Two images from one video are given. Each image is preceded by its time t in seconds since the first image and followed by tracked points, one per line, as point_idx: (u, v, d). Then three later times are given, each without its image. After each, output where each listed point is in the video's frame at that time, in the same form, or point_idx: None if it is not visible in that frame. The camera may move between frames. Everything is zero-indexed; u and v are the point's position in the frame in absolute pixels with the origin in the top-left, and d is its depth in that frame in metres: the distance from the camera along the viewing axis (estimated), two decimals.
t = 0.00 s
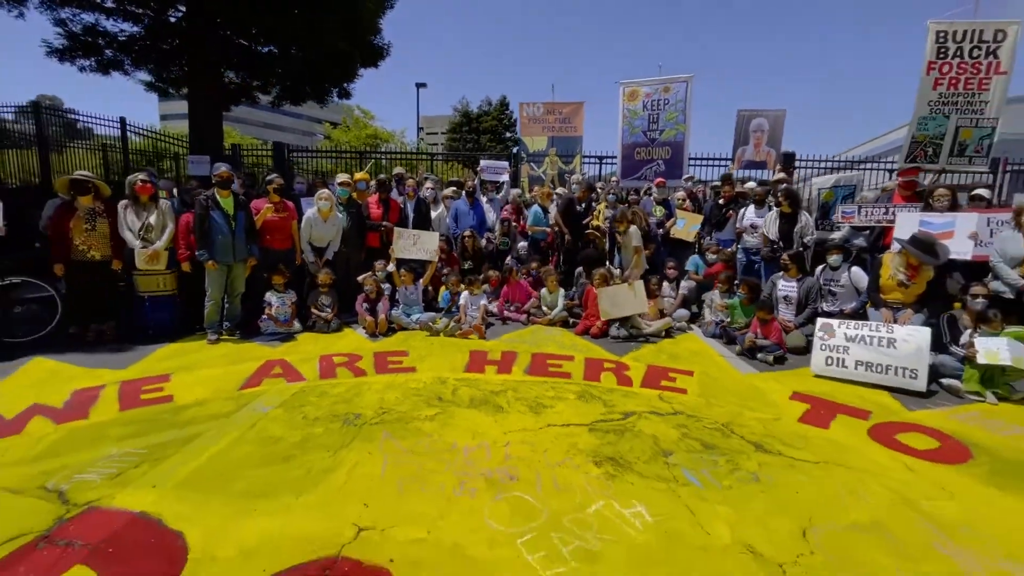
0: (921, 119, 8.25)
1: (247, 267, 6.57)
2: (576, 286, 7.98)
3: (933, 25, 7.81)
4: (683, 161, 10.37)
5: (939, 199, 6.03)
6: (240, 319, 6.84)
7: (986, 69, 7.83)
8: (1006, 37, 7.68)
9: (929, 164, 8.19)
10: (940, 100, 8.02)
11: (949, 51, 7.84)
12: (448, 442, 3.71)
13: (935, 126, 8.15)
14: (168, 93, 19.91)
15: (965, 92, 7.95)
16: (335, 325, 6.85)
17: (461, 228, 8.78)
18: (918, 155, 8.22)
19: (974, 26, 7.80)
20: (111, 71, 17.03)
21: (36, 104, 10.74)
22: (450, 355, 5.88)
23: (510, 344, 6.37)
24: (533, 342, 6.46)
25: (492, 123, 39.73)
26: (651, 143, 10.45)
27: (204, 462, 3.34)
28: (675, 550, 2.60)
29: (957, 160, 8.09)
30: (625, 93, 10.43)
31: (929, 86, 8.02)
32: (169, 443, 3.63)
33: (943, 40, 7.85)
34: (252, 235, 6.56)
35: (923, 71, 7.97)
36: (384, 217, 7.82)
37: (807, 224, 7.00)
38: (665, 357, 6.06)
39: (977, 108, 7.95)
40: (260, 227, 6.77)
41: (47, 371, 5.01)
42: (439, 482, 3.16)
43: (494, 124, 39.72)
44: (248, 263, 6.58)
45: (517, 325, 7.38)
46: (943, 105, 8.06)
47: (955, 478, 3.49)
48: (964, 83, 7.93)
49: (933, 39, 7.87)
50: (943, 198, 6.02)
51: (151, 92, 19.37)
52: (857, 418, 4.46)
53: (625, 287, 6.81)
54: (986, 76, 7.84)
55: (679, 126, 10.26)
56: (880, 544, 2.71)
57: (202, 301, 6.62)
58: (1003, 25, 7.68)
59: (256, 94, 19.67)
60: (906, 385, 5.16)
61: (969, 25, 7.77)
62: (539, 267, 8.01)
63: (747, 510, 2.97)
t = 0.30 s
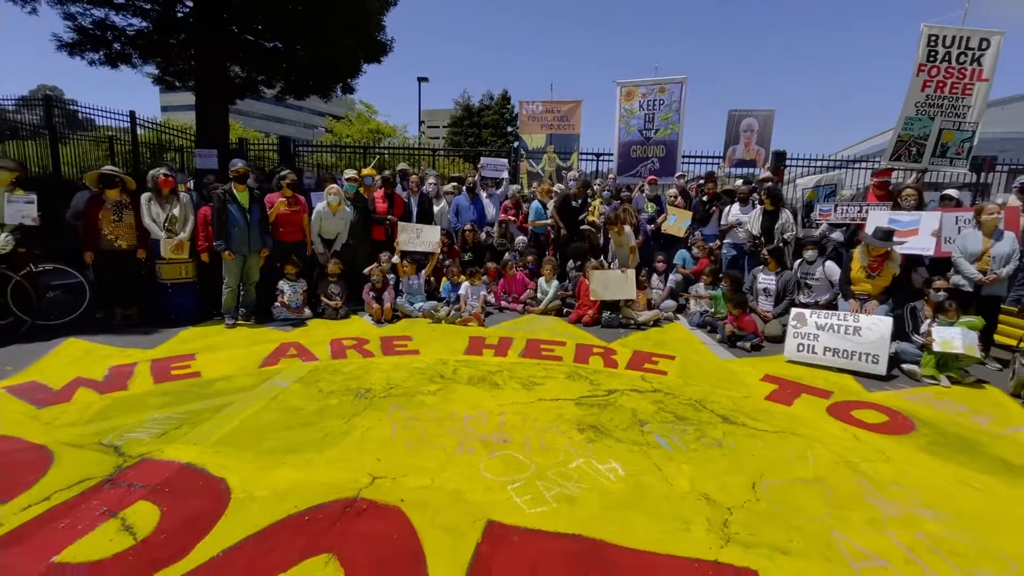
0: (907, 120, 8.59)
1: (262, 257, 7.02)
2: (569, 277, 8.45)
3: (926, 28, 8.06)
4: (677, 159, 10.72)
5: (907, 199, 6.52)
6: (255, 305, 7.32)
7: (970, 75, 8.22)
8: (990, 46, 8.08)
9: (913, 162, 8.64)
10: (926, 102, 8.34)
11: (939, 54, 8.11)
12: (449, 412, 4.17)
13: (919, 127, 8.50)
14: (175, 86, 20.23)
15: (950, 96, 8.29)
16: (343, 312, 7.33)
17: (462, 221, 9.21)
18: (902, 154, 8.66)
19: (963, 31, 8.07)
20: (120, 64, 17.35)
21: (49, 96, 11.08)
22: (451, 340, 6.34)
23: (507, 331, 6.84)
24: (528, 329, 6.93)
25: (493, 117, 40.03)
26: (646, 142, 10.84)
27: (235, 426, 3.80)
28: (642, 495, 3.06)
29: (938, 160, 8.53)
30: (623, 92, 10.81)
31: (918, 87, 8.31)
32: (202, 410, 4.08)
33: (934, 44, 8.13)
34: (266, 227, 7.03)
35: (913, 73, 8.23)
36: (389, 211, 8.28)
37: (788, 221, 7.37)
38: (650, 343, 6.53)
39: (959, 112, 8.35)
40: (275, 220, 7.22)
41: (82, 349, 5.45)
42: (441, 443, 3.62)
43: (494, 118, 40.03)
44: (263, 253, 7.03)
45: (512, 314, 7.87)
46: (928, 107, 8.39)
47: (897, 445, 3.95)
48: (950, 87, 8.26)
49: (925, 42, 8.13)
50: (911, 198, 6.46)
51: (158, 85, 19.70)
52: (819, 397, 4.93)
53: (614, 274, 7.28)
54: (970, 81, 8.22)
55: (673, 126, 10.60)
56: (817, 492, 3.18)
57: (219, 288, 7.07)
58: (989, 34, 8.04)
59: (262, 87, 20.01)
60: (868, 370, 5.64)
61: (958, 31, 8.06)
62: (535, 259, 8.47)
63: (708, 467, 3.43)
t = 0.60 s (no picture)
0: (888, 124, 9.06)
1: (277, 247, 7.51)
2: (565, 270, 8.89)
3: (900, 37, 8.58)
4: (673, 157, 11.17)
5: (882, 199, 6.98)
6: (271, 293, 7.81)
7: (946, 79, 8.61)
8: (964, 51, 8.46)
9: (895, 165, 9.11)
10: (904, 107, 8.83)
11: (912, 62, 8.65)
12: (451, 386, 4.66)
13: (900, 131, 8.96)
14: (186, 83, 20.71)
15: (926, 100, 8.72)
16: (353, 301, 7.83)
17: (465, 216, 9.68)
18: (885, 158, 9.15)
19: (936, 39, 8.54)
20: (132, 61, 17.82)
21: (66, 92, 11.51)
22: (453, 326, 6.82)
23: (506, 319, 7.32)
24: (526, 317, 7.40)
25: (498, 113, 40.40)
26: (643, 141, 11.23)
27: (262, 394, 4.29)
28: (617, 452, 3.53)
29: (921, 161, 8.91)
30: (620, 94, 11.23)
31: (895, 93, 8.82)
32: (231, 382, 4.57)
33: (909, 52, 8.62)
34: (280, 220, 7.49)
35: (889, 80, 8.76)
36: (396, 206, 8.72)
37: (774, 218, 7.75)
38: (639, 331, 7.00)
39: (938, 114, 8.72)
40: (289, 213, 7.71)
41: (116, 330, 5.95)
42: (444, 410, 4.10)
43: (498, 114, 40.40)
44: (277, 244, 7.52)
45: (512, 304, 8.36)
46: (907, 112, 8.87)
47: (852, 419, 4.42)
48: (926, 92, 8.71)
49: (899, 51, 8.64)
50: (884, 197, 6.95)
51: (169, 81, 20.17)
52: (790, 379, 5.39)
53: (608, 262, 7.76)
54: (946, 85, 8.61)
55: (669, 126, 11.02)
56: (771, 453, 3.64)
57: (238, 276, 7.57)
58: (962, 39, 8.44)
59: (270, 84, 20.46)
60: (838, 356, 6.11)
61: (932, 38, 8.52)
62: (533, 253, 8.93)
63: (679, 432, 3.90)
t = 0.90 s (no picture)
0: (874, 130, 9.54)
1: (296, 242, 8.03)
2: (566, 265, 9.41)
3: (878, 49, 9.13)
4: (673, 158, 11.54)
5: (864, 200, 7.40)
6: (290, 286, 8.35)
7: (929, 84, 8.97)
8: (946, 56, 8.80)
9: (885, 168, 9.51)
10: (889, 113, 9.29)
11: (893, 70, 9.13)
12: (460, 367, 5.16)
13: (886, 136, 9.43)
14: (201, 83, 21.29)
15: (911, 105, 9.13)
16: (367, 293, 8.36)
17: (471, 215, 10.08)
18: (873, 161, 9.58)
19: (915, 47, 9.00)
20: (151, 62, 18.39)
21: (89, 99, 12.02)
22: (461, 317, 7.32)
23: (510, 311, 7.80)
24: (529, 310, 7.89)
25: (505, 111, 40.82)
26: (644, 143, 11.64)
27: (292, 372, 4.80)
28: (606, 422, 4.02)
29: (910, 164, 9.27)
30: (621, 97, 11.67)
31: (878, 101, 9.34)
32: (262, 361, 5.09)
33: (888, 61, 9.16)
34: (299, 217, 8.01)
35: (871, 89, 9.33)
36: (407, 204, 9.23)
37: (764, 219, 8.28)
38: (636, 323, 7.46)
39: (923, 117, 9.07)
40: (309, 211, 8.26)
41: (153, 317, 6.49)
42: (454, 387, 4.60)
43: (505, 113, 40.84)
44: (297, 240, 8.04)
45: (516, 297, 8.85)
46: (892, 118, 9.32)
47: (822, 400, 4.88)
48: (910, 97, 9.12)
49: (879, 61, 9.20)
50: (867, 199, 7.40)
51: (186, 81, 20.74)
52: (771, 367, 5.85)
53: (609, 258, 8.24)
54: (929, 89, 8.97)
55: (668, 129, 11.45)
56: (744, 425, 4.11)
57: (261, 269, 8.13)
58: (943, 45, 8.79)
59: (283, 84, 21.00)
60: (819, 348, 6.55)
61: (911, 47, 9.00)
62: (537, 250, 9.43)
63: (663, 407, 4.38)
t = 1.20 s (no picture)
0: (865, 127, 9.96)
1: (310, 236, 8.52)
2: (563, 258, 9.70)
3: (873, 49, 9.52)
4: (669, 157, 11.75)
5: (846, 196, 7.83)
6: (305, 278, 8.86)
7: (923, 83, 9.36)
8: (940, 56, 9.18)
9: (875, 163, 9.88)
10: (880, 111, 9.71)
11: (886, 70, 9.54)
12: (466, 349, 5.66)
13: (877, 133, 9.82)
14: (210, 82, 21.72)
15: (903, 104, 9.54)
16: (376, 284, 8.86)
17: (476, 211, 10.61)
18: (864, 158, 9.98)
19: (909, 48, 9.38)
20: (161, 61, 18.80)
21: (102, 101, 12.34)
22: (466, 307, 7.81)
23: (512, 301, 8.29)
24: (530, 300, 8.38)
25: (507, 108, 41.20)
26: (640, 141, 11.99)
27: (314, 353, 5.30)
28: (597, 395, 4.51)
29: (899, 160, 9.67)
30: (617, 97, 12.11)
31: (870, 99, 9.75)
32: (286, 344, 5.59)
33: (882, 61, 9.53)
34: (313, 213, 8.49)
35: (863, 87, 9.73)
36: (414, 200, 9.71)
37: (753, 214, 8.74)
38: (630, 311, 7.93)
39: (915, 116, 9.49)
40: (322, 207, 8.74)
41: (181, 306, 7.00)
42: (461, 366, 5.11)
43: (508, 109, 41.22)
44: (311, 235, 8.52)
45: (518, 289, 9.33)
46: (883, 115, 9.73)
47: (796, 378, 5.35)
48: (903, 96, 9.52)
49: (872, 61, 9.58)
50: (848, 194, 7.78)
51: (194, 80, 21.16)
52: (753, 350, 6.32)
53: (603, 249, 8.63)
54: (923, 89, 9.37)
55: (663, 126, 11.76)
56: (721, 398, 4.60)
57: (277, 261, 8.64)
58: (939, 46, 9.16)
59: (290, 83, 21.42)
60: (800, 333, 7.01)
61: (906, 47, 9.36)
62: (537, 243, 9.90)
63: (649, 383, 4.87)
